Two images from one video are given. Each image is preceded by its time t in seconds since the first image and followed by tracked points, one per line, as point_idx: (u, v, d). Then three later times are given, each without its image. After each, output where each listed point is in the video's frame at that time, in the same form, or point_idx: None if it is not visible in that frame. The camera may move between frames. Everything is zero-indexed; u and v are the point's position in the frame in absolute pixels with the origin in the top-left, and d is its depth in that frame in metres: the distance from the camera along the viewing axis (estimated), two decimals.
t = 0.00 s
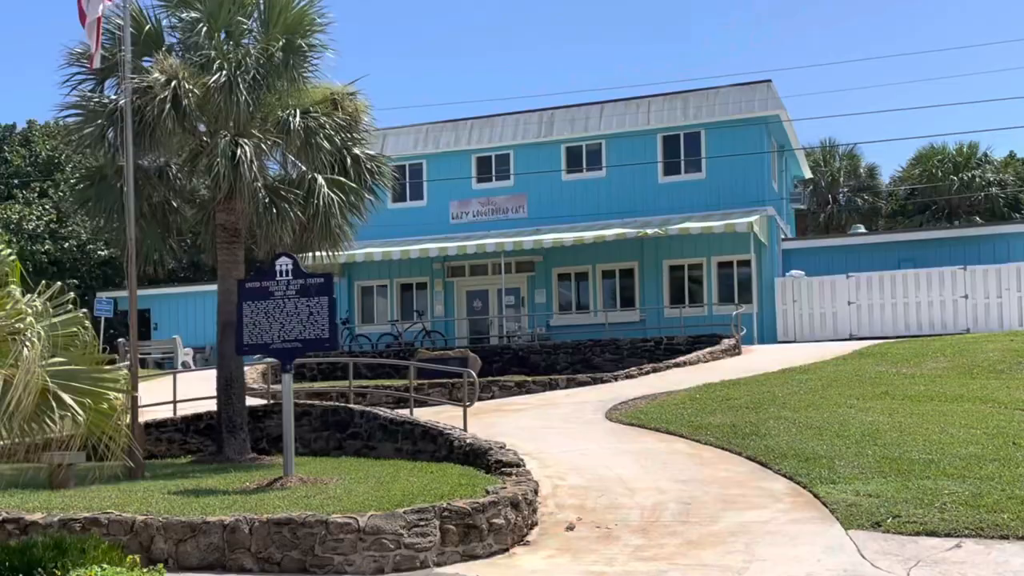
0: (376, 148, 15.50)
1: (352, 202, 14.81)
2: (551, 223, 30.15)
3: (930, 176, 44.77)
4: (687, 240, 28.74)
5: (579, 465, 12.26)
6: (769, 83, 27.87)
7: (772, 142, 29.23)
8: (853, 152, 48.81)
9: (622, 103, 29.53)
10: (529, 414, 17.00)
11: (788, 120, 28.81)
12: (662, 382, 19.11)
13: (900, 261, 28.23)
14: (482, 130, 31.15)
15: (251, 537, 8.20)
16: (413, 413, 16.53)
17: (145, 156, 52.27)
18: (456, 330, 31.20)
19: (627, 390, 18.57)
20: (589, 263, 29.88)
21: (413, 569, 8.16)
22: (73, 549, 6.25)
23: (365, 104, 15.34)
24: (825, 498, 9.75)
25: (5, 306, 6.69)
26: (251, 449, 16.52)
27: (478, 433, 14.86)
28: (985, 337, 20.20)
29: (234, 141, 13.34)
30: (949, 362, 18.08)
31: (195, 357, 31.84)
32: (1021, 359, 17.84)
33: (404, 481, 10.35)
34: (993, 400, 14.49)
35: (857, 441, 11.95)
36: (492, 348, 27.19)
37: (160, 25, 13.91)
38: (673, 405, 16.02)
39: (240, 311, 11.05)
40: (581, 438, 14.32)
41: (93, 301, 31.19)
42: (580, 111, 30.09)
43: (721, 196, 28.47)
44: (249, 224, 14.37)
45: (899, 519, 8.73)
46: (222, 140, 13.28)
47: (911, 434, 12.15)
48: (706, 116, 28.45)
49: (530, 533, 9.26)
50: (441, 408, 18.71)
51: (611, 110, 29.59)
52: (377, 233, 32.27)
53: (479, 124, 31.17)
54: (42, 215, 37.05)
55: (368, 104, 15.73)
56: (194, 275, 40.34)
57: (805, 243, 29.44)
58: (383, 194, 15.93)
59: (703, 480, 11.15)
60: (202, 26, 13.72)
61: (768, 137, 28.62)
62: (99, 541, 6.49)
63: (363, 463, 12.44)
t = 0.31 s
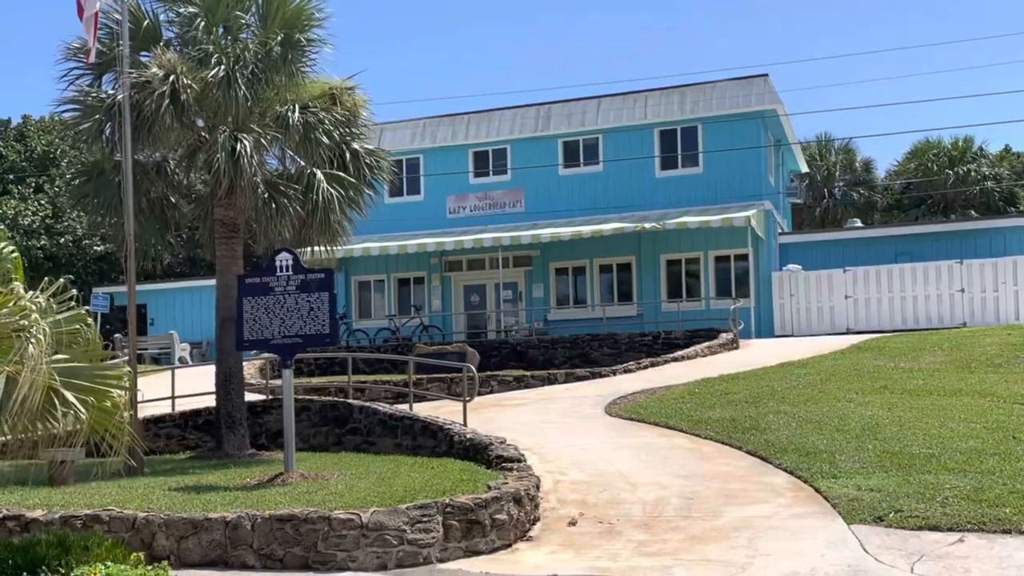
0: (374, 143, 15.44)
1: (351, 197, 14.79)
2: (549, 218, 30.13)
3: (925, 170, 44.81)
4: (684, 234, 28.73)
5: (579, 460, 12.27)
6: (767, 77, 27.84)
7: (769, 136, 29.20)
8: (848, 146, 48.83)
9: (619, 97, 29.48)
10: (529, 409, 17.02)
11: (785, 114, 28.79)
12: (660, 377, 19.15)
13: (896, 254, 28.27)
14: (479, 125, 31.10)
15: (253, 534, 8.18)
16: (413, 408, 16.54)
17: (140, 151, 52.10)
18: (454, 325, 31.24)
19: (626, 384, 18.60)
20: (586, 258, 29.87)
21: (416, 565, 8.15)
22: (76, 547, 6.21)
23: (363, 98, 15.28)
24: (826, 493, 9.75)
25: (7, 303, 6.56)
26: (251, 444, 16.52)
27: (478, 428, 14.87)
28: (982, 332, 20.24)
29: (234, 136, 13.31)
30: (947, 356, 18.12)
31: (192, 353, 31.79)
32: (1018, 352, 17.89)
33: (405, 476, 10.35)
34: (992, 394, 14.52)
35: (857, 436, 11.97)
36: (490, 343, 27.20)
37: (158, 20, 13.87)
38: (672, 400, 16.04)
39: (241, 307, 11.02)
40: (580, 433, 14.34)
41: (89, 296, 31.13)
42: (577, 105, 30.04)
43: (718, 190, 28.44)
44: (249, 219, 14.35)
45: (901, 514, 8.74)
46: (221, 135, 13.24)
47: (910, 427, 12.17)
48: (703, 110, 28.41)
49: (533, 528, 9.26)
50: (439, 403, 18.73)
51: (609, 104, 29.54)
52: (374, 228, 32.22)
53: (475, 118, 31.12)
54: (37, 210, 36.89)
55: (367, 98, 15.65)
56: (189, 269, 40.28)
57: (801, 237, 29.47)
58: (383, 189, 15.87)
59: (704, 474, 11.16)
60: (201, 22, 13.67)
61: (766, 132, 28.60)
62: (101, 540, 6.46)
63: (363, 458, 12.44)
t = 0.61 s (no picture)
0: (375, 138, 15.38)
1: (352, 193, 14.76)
2: (549, 214, 30.09)
3: (925, 165, 44.76)
4: (684, 229, 28.70)
5: (582, 456, 12.26)
6: (767, 72, 27.80)
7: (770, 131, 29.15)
8: (848, 141, 48.75)
9: (620, 93, 29.44)
10: (530, 405, 17.01)
11: (785, 109, 28.74)
12: (662, 372, 19.13)
13: (897, 249, 28.24)
14: (479, 121, 31.05)
15: (258, 531, 8.18)
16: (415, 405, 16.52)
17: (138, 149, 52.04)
18: (454, 321, 31.20)
19: (628, 380, 18.59)
20: (586, 253, 29.84)
21: (421, 561, 8.14)
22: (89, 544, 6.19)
23: (364, 94, 15.22)
24: (831, 488, 9.73)
25: (12, 300, 6.60)
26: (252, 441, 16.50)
27: (480, 424, 14.86)
28: (984, 326, 20.21)
29: (235, 132, 13.26)
30: (949, 350, 18.10)
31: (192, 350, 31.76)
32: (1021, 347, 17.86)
33: (409, 473, 10.33)
34: (995, 388, 14.50)
35: (860, 431, 11.95)
36: (491, 339, 27.16)
37: (159, 15, 13.81)
38: (674, 395, 16.03)
39: (243, 303, 11.00)
40: (582, 429, 14.33)
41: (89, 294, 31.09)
42: (578, 100, 30.00)
43: (718, 185, 28.39)
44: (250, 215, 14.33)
45: (906, 509, 8.72)
46: (223, 131, 13.19)
47: (914, 422, 12.14)
48: (704, 105, 28.36)
49: (537, 524, 9.24)
50: (441, 399, 18.71)
51: (609, 99, 29.49)
52: (374, 224, 32.17)
53: (475, 113, 31.09)
54: (36, 207, 36.90)
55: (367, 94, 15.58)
56: (189, 266, 40.25)
57: (802, 232, 29.45)
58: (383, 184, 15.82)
59: (709, 470, 11.14)
60: (201, 17, 13.58)
61: (766, 126, 28.55)
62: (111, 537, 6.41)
63: (366, 454, 12.41)
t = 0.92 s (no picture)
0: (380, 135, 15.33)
1: (359, 189, 14.72)
2: (553, 210, 30.03)
3: (928, 159, 44.67)
4: (688, 225, 28.65)
5: (589, 453, 12.25)
6: (771, 68, 27.74)
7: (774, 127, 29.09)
8: (851, 136, 48.60)
9: (624, 89, 29.39)
10: (536, 401, 17.01)
11: (789, 104, 28.67)
12: (668, 369, 19.12)
13: (901, 244, 28.21)
14: (482, 117, 31.02)
15: (268, 529, 8.19)
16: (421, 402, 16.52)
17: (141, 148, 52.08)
18: (458, 318, 31.18)
19: (634, 376, 18.57)
20: (590, 250, 29.82)
21: (432, 559, 8.13)
22: (100, 543, 6.18)
23: (369, 91, 15.18)
24: (841, 484, 9.72)
25: (24, 300, 6.50)
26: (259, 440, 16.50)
27: (488, 421, 14.86)
28: (989, 321, 20.17)
29: (241, 130, 13.23)
30: (956, 345, 18.07)
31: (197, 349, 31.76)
32: None
33: (418, 470, 10.32)
34: (1002, 383, 14.47)
35: (869, 426, 11.93)
36: (495, 336, 27.15)
37: (163, 13, 13.78)
38: (681, 392, 16.02)
39: (251, 301, 10.99)
40: (589, 425, 14.32)
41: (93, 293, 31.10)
42: (581, 97, 29.97)
43: (722, 180, 28.34)
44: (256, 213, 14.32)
45: (917, 504, 8.70)
46: (228, 129, 13.16)
47: (922, 418, 12.12)
48: (707, 100, 28.30)
49: (547, 521, 9.23)
50: (447, 396, 18.71)
51: (613, 95, 29.45)
52: (378, 221, 32.15)
53: (479, 110, 31.06)
54: (39, 206, 36.97)
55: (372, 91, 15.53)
56: (192, 264, 40.29)
57: (806, 227, 29.41)
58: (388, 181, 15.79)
59: (717, 466, 11.12)
60: (207, 15, 13.54)
61: (770, 122, 28.50)
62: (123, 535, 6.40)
63: (373, 452, 12.41)
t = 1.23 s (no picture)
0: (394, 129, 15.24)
1: (374, 185, 14.63)
2: (564, 205, 29.95)
3: (940, 153, 44.42)
4: (700, 220, 28.55)
5: (606, 448, 12.20)
6: (783, 60, 27.65)
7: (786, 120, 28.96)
8: (862, 130, 48.33)
9: (634, 83, 29.32)
10: (550, 397, 16.96)
11: (801, 97, 28.56)
12: (682, 364, 19.04)
13: (915, 238, 28.10)
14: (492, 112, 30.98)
15: (291, 524, 8.19)
16: (435, 397, 16.47)
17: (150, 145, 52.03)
18: (469, 314, 31.10)
19: (647, 371, 18.51)
20: (601, 244, 29.75)
21: (454, 554, 8.07)
22: (126, 540, 6.13)
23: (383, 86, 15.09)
24: (864, 478, 9.66)
25: (55, 297, 7.63)
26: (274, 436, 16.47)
27: (503, 417, 14.81)
28: (1006, 315, 20.05)
29: (256, 126, 13.20)
30: (972, 339, 17.97)
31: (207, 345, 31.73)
32: None
33: (438, 466, 10.28)
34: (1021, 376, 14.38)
35: (889, 420, 11.86)
36: (506, 331, 27.06)
37: (178, 9, 13.76)
38: (696, 386, 15.96)
39: (269, 297, 10.97)
40: (605, 421, 14.26)
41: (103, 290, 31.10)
42: (591, 91, 29.90)
43: (734, 174, 28.22)
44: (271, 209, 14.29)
45: (943, 498, 8.64)
46: (243, 125, 13.13)
47: (942, 412, 12.04)
48: (718, 94, 28.22)
49: (568, 516, 9.18)
50: (461, 391, 18.67)
51: (623, 89, 29.38)
52: (388, 217, 32.12)
53: (489, 105, 31.00)
54: (51, 204, 36.71)
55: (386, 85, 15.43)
56: (202, 262, 40.34)
57: (818, 221, 29.33)
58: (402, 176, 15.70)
59: (736, 461, 11.06)
60: (221, 10, 13.55)
61: (782, 115, 28.38)
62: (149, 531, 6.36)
63: (390, 447, 12.40)
